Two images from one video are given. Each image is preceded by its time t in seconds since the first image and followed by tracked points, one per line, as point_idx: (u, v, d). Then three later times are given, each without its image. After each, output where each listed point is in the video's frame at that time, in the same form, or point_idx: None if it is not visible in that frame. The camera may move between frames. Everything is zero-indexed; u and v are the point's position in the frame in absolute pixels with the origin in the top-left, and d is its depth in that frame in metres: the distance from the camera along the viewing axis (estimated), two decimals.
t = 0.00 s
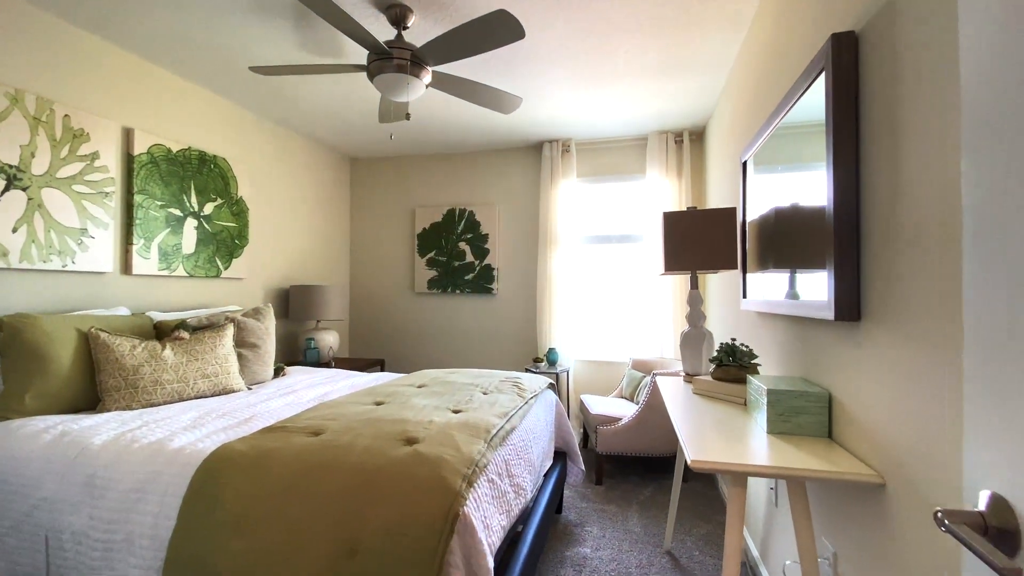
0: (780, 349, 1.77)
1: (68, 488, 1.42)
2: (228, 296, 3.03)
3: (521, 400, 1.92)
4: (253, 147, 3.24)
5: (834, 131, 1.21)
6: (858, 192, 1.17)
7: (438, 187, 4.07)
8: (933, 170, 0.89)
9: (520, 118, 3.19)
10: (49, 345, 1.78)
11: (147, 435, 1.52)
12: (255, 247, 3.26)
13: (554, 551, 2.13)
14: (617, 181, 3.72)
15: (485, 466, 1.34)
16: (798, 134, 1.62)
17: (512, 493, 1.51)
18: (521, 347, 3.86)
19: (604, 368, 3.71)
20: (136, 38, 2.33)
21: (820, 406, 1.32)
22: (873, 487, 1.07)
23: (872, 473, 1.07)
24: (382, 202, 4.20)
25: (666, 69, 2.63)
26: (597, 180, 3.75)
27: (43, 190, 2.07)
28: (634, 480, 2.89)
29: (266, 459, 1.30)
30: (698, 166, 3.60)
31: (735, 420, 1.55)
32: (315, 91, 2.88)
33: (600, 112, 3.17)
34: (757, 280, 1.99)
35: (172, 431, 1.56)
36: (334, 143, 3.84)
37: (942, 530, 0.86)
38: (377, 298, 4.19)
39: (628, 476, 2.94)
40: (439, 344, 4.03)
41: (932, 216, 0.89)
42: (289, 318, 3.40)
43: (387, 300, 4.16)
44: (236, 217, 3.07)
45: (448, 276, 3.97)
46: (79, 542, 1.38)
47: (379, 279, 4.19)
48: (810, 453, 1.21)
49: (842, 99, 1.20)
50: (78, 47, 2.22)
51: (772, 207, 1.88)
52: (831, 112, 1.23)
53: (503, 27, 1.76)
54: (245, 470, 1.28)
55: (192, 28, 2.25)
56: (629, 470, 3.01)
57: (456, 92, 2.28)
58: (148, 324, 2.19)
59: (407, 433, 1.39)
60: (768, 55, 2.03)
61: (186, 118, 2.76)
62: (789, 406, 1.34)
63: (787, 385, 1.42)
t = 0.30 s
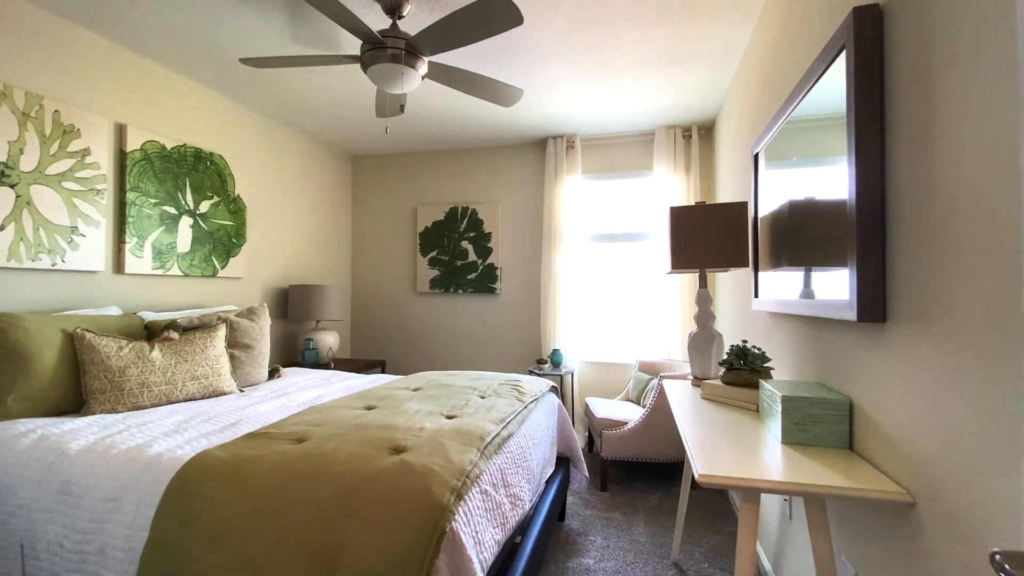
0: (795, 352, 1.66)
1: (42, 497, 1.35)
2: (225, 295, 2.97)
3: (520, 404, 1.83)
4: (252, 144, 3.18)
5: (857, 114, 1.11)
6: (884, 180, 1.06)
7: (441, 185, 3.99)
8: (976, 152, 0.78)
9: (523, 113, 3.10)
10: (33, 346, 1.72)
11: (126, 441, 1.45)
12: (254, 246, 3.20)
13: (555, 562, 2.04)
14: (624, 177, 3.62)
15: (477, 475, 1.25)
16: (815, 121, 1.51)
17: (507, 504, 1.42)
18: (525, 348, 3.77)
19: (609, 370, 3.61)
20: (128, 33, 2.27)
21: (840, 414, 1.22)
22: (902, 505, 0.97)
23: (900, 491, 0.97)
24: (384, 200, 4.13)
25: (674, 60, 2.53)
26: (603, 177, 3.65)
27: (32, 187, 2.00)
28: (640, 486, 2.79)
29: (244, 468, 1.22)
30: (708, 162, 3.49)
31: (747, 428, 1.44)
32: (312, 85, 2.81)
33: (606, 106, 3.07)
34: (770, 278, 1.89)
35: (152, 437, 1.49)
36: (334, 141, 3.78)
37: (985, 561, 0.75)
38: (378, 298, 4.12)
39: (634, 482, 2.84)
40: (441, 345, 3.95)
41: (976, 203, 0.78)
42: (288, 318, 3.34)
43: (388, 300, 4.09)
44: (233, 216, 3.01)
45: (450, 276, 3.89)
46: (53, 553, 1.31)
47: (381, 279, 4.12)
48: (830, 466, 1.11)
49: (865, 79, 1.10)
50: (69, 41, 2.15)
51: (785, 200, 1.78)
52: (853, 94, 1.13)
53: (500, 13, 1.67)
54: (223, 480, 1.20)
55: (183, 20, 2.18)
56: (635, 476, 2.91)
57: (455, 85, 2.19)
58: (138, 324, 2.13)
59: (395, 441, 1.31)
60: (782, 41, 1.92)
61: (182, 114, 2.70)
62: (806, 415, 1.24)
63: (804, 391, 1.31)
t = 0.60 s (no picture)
0: (818, 356, 1.54)
1: (20, 505, 1.25)
2: (229, 295, 2.91)
3: (523, 410, 1.74)
4: (257, 142, 3.14)
5: (892, 95, 1.00)
6: (922, 167, 0.96)
7: (448, 183, 3.92)
8: None
9: (532, 108, 3.01)
10: (26, 347, 1.63)
11: (111, 446, 1.35)
12: (259, 246, 3.15)
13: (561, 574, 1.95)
14: (635, 173, 3.50)
15: (473, 488, 1.17)
16: (839, 107, 1.40)
17: (507, 517, 1.33)
18: (534, 350, 3.68)
19: (621, 373, 3.50)
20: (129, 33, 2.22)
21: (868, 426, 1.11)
22: (942, 531, 0.86)
23: (943, 516, 0.86)
24: (391, 199, 4.07)
25: (688, 48, 2.41)
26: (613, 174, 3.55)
27: (31, 186, 1.93)
28: (651, 494, 2.68)
29: (228, 479, 1.15)
30: (723, 157, 3.37)
31: (766, 439, 1.33)
32: (315, 82, 2.76)
33: (617, 99, 2.96)
34: (790, 277, 1.77)
35: (139, 442, 1.39)
36: (340, 138, 3.73)
37: None
38: (385, 298, 4.07)
39: (646, 491, 2.73)
40: (448, 346, 3.88)
41: None
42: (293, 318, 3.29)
43: (395, 300, 4.03)
44: (237, 215, 2.93)
45: (457, 275, 3.82)
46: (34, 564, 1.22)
47: (387, 279, 4.06)
48: (857, 484, 1.00)
49: (901, 57, 0.99)
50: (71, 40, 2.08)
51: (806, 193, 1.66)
52: (886, 74, 1.02)
53: None
54: (206, 493, 1.13)
55: (184, 19, 2.13)
56: (646, 483, 2.80)
57: (459, 78, 2.11)
58: (137, 324, 2.05)
59: (386, 450, 1.23)
60: (803, 24, 1.80)
61: (186, 112, 2.64)
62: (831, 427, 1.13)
63: (828, 399, 1.20)
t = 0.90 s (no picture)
0: (866, 362, 1.41)
1: (18, 511, 1.15)
2: (245, 295, 2.88)
3: (542, 416, 1.65)
4: (273, 140, 3.11)
5: (964, 68, 0.88)
6: (1002, 149, 0.83)
7: (465, 180, 3.85)
8: None
9: (551, 102, 2.92)
10: (35, 345, 1.58)
11: (115, 448, 1.25)
12: (276, 246, 3.12)
13: None
14: (659, 169, 3.38)
15: (487, 502, 1.08)
16: (887, 89, 1.27)
17: (524, 533, 1.24)
18: (553, 351, 3.58)
19: (643, 376, 3.37)
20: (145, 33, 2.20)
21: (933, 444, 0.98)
22: None
23: None
24: (408, 197, 4.02)
25: (716, 34, 2.28)
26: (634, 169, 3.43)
27: (47, 184, 1.91)
28: (677, 504, 2.55)
29: (229, 488, 1.05)
30: (751, 151, 3.22)
31: (807, 451, 1.21)
32: (330, 80, 2.72)
33: (641, 91, 2.84)
34: (831, 275, 1.64)
35: (144, 445, 1.30)
36: (357, 137, 3.69)
37: None
38: (402, 298, 4.02)
39: (671, 500, 2.61)
40: (465, 347, 3.81)
41: None
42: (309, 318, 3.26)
43: (412, 299, 3.98)
44: (253, 214, 2.90)
45: (475, 275, 3.75)
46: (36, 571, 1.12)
47: (404, 278, 4.01)
48: (924, 509, 0.88)
49: (972, 25, 0.87)
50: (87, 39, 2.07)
51: (847, 184, 1.53)
52: (954, 45, 0.90)
53: None
54: (206, 503, 1.03)
55: (197, 19, 2.10)
56: (671, 492, 2.68)
57: (475, 69, 2.03)
58: (151, 324, 2.01)
59: (395, 459, 1.15)
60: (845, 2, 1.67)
61: (202, 112, 2.61)
62: (889, 442, 1.01)
63: (882, 411, 1.08)
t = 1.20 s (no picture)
0: (939, 371, 1.28)
1: (44, 515, 1.13)
2: (275, 295, 2.89)
3: (575, 422, 1.56)
4: (303, 141, 3.12)
5: None
6: None
7: (493, 179, 3.79)
8: None
9: (582, 96, 2.83)
10: (68, 345, 1.59)
11: (143, 451, 1.23)
12: (305, 246, 3.13)
13: None
14: (694, 164, 3.24)
15: (521, 517, 1.00)
16: (966, 67, 1.14)
17: (559, 550, 1.16)
18: (583, 353, 3.48)
19: (678, 380, 3.24)
20: (176, 34, 2.21)
21: None
22: None
23: None
24: (435, 197, 3.98)
25: (759, 20, 2.15)
26: (667, 166, 3.30)
27: (82, 186, 1.94)
28: (716, 516, 2.42)
29: (250, 497, 1.00)
30: (794, 144, 3.05)
31: (874, 468, 1.10)
32: (358, 80, 2.70)
33: (677, 83, 2.72)
34: (893, 275, 1.50)
35: (171, 448, 1.27)
36: (384, 137, 3.68)
37: None
38: (429, 298, 3.98)
39: (709, 512, 2.48)
40: (493, 348, 3.75)
41: None
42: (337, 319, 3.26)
43: (439, 300, 3.94)
44: (283, 214, 2.91)
45: (503, 275, 3.68)
46: None
47: (432, 278, 3.98)
48: None
49: None
50: (118, 41, 2.09)
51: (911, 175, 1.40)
52: None
53: None
54: (227, 511, 0.98)
55: (227, 19, 2.09)
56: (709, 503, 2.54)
57: (506, 62, 1.96)
58: (182, 324, 2.02)
59: (423, 469, 1.08)
60: None
61: (233, 113, 2.63)
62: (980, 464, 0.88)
63: (968, 427, 0.95)
